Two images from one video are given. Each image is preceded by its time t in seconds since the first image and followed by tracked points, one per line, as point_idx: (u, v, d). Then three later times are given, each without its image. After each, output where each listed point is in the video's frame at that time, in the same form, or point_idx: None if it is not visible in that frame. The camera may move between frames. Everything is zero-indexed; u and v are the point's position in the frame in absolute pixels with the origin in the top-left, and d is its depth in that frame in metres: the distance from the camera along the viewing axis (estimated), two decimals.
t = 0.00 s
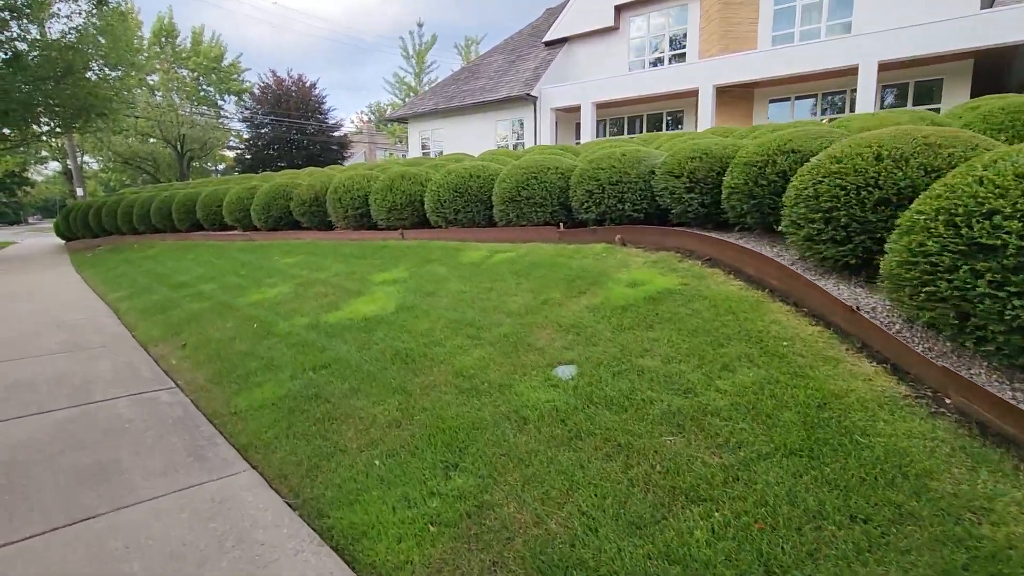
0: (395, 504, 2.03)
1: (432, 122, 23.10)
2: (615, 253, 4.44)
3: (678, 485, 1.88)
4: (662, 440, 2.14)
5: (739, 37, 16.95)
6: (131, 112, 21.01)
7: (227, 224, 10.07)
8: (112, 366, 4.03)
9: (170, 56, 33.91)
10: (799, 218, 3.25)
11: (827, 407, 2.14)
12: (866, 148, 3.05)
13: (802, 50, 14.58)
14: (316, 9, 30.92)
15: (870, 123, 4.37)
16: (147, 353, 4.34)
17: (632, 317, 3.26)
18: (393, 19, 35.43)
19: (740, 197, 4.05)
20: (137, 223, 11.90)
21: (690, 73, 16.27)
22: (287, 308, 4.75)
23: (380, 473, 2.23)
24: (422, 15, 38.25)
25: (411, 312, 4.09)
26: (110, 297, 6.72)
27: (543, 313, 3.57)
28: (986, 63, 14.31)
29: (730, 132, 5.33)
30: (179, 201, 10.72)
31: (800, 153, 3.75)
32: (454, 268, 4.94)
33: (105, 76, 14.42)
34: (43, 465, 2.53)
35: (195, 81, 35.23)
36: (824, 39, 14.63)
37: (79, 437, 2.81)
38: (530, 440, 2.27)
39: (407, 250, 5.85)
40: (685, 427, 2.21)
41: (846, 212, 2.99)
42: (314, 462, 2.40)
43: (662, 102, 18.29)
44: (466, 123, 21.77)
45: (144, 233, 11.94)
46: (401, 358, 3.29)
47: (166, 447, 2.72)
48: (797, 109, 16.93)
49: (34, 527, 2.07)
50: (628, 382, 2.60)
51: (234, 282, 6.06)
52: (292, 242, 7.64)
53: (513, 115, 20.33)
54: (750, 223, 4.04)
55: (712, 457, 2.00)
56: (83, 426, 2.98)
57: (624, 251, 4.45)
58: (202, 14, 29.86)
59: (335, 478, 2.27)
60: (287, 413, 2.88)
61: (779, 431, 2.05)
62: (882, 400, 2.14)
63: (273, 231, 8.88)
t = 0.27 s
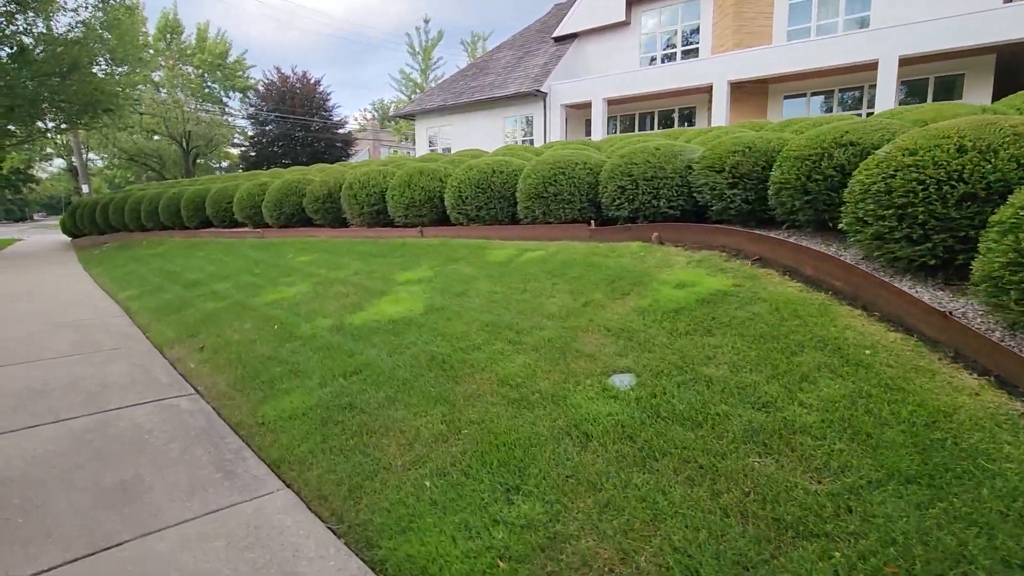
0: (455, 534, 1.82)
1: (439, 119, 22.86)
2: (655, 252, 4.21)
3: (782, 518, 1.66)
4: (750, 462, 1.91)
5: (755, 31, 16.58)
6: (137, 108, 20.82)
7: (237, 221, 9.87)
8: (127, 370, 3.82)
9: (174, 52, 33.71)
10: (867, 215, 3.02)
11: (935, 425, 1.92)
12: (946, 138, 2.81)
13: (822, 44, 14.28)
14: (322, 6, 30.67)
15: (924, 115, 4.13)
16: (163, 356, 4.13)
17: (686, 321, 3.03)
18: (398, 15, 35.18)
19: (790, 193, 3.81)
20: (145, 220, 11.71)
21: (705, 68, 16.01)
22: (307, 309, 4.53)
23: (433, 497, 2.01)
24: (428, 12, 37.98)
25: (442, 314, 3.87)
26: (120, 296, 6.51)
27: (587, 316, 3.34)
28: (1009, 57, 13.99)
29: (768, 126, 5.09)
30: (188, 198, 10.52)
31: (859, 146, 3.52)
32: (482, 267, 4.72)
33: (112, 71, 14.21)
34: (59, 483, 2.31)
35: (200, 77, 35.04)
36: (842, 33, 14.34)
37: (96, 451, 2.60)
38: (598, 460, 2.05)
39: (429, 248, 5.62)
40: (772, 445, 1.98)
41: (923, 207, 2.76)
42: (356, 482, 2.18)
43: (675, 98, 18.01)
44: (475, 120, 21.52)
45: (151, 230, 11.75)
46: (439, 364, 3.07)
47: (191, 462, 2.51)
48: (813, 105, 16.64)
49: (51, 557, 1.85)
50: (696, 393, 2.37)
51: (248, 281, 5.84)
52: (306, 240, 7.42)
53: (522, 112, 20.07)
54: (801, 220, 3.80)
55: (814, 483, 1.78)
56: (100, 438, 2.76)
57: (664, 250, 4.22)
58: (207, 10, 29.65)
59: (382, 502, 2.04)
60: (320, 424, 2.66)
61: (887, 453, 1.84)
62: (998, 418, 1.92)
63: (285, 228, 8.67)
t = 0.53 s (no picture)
0: None
1: (445, 119, 22.66)
2: (692, 262, 4.00)
3: None
4: (846, 510, 1.71)
5: (766, 31, 16.36)
6: (140, 108, 20.63)
7: (244, 224, 9.67)
8: (139, 387, 3.62)
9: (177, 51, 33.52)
10: (937, 225, 2.81)
11: None
12: None
13: (836, 43, 14.10)
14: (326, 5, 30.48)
15: (977, 116, 3.92)
16: (175, 371, 3.93)
17: (740, 338, 2.82)
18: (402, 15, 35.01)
19: (839, 199, 3.60)
20: (150, 222, 11.52)
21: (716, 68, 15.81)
22: (325, 321, 4.33)
23: (489, 545, 1.81)
24: (432, 12, 37.79)
25: (470, 328, 3.66)
26: (127, 303, 6.32)
27: (629, 332, 3.14)
28: None
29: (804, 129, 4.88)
30: (194, 200, 10.32)
31: (917, 150, 3.31)
32: (507, 277, 4.51)
33: (116, 70, 14.01)
34: (72, 523, 2.12)
35: (203, 77, 34.84)
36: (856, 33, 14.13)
37: (111, 483, 2.40)
38: (671, 503, 1.85)
39: (448, 255, 5.42)
40: (867, 488, 1.78)
41: (1004, 218, 2.56)
42: (399, 524, 1.99)
43: (685, 98, 17.80)
44: (481, 120, 21.31)
45: (156, 232, 11.57)
46: (474, 386, 2.87)
47: (214, 496, 2.31)
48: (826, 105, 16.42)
49: None
50: (767, 423, 2.17)
51: (261, 289, 5.65)
52: (317, 245, 7.23)
53: (529, 112, 19.86)
54: (852, 228, 3.59)
55: (926, 539, 1.59)
56: (113, 467, 2.56)
57: (701, 259, 4.02)
58: (210, 9, 29.47)
59: (431, 550, 1.85)
60: (352, 453, 2.46)
61: (1007, 506, 1.64)
62: None
63: (295, 232, 8.49)
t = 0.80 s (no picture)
0: None
1: (449, 126, 22.51)
2: (730, 273, 3.77)
3: None
4: (970, 569, 1.47)
5: (774, 36, 16.21)
6: (142, 115, 20.46)
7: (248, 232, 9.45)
8: (142, 408, 3.37)
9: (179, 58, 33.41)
10: (1014, 234, 2.59)
11: None
12: None
13: (847, 48, 13.97)
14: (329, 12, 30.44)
15: None
16: (181, 389, 3.69)
17: (800, 357, 2.58)
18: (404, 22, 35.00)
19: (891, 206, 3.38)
20: (152, 230, 11.30)
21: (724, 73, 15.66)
22: (339, 335, 4.09)
23: None
24: (434, 18, 37.80)
25: (496, 344, 3.43)
26: (129, 314, 6.09)
27: (674, 350, 2.90)
28: None
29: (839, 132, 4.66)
30: (197, 207, 10.11)
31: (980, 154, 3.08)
32: (530, 288, 4.28)
33: (118, 76, 13.80)
34: (69, 572, 1.88)
35: (205, 84, 34.74)
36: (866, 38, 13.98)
37: (112, 522, 2.16)
38: (760, 557, 1.60)
39: (465, 265, 5.19)
40: (990, 543, 1.54)
41: None
42: None
43: (692, 103, 17.65)
44: (486, 127, 21.16)
45: (158, 240, 11.35)
46: (509, 410, 2.63)
47: (228, 537, 2.07)
48: (835, 110, 16.27)
49: None
50: (852, 459, 1.92)
51: (269, 300, 5.43)
52: (326, 253, 7.00)
53: (534, 118, 19.70)
54: (906, 236, 3.36)
55: None
56: (115, 502, 2.32)
57: (739, 269, 3.79)
58: (213, 16, 29.40)
59: None
60: (381, 488, 2.22)
61: None
62: None
63: (301, 240, 8.27)
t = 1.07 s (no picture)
0: None
1: (450, 134, 22.37)
2: (767, 293, 3.56)
3: None
4: None
5: (779, 45, 16.11)
6: (140, 122, 20.24)
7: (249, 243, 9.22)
8: (139, 442, 3.12)
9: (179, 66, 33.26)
10: None
11: None
12: None
13: (855, 58, 13.90)
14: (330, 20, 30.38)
15: None
16: (181, 419, 3.43)
17: (867, 393, 2.35)
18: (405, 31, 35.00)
19: (945, 224, 3.16)
20: (150, 240, 11.05)
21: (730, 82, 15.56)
22: (350, 358, 3.86)
23: None
24: (435, 27, 37.80)
25: (522, 371, 3.20)
26: (126, 330, 5.84)
27: (722, 381, 2.66)
28: None
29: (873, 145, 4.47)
30: (197, 217, 9.87)
31: None
32: (551, 308, 4.05)
33: (117, 83, 13.56)
34: None
35: (204, 91, 34.58)
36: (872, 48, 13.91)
37: None
38: None
39: (479, 281, 4.97)
40: None
41: None
42: None
43: (696, 113, 17.55)
44: (488, 136, 21.03)
45: (156, 250, 11.10)
46: (547, 450, 2.39)
47: None
48: (841, 120, 16.17)
49: None
50: (955, 521, 1.69)
51: (274, 317, 5.19)
52: (331, 266, 6.78)
53: (537, 127, 19.58)
54: (962, 256, 3.14)
55: None
56: (110, 558, 2.07)
57: (777, 291, 3.57)
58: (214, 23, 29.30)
59: None
60: (410, 546, 1.97)
61: None
62: None
63: (304, 252, 8.03)
